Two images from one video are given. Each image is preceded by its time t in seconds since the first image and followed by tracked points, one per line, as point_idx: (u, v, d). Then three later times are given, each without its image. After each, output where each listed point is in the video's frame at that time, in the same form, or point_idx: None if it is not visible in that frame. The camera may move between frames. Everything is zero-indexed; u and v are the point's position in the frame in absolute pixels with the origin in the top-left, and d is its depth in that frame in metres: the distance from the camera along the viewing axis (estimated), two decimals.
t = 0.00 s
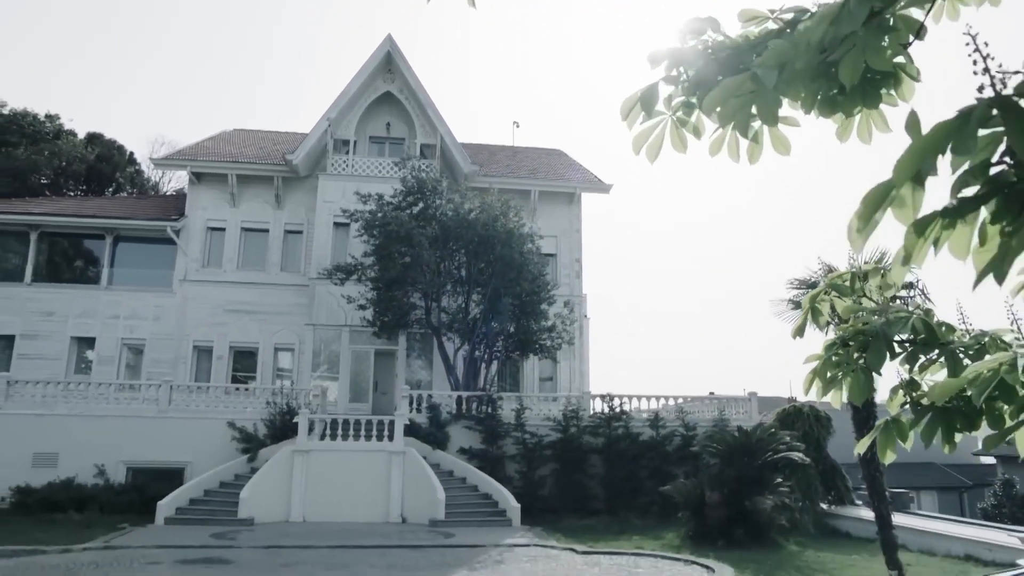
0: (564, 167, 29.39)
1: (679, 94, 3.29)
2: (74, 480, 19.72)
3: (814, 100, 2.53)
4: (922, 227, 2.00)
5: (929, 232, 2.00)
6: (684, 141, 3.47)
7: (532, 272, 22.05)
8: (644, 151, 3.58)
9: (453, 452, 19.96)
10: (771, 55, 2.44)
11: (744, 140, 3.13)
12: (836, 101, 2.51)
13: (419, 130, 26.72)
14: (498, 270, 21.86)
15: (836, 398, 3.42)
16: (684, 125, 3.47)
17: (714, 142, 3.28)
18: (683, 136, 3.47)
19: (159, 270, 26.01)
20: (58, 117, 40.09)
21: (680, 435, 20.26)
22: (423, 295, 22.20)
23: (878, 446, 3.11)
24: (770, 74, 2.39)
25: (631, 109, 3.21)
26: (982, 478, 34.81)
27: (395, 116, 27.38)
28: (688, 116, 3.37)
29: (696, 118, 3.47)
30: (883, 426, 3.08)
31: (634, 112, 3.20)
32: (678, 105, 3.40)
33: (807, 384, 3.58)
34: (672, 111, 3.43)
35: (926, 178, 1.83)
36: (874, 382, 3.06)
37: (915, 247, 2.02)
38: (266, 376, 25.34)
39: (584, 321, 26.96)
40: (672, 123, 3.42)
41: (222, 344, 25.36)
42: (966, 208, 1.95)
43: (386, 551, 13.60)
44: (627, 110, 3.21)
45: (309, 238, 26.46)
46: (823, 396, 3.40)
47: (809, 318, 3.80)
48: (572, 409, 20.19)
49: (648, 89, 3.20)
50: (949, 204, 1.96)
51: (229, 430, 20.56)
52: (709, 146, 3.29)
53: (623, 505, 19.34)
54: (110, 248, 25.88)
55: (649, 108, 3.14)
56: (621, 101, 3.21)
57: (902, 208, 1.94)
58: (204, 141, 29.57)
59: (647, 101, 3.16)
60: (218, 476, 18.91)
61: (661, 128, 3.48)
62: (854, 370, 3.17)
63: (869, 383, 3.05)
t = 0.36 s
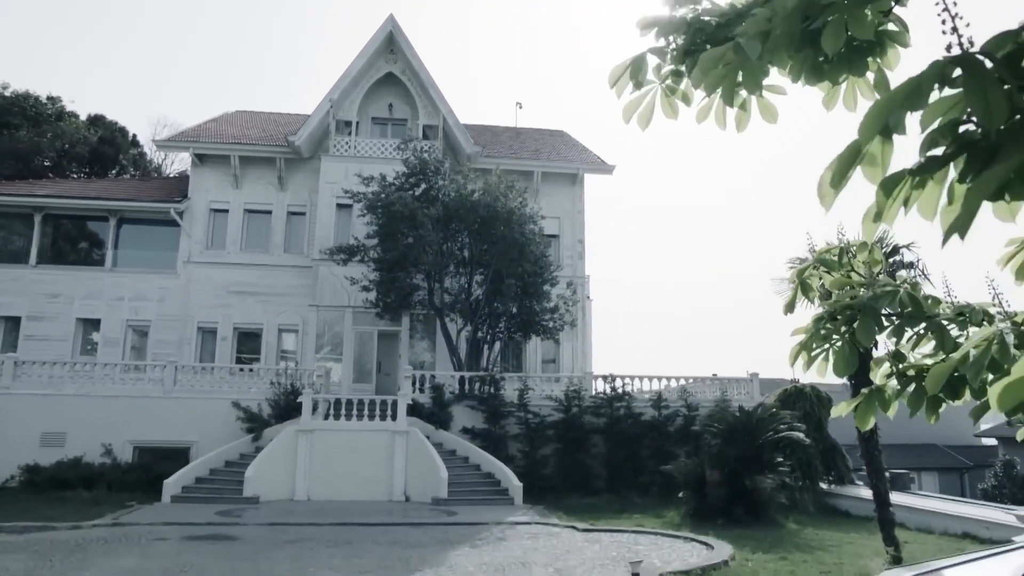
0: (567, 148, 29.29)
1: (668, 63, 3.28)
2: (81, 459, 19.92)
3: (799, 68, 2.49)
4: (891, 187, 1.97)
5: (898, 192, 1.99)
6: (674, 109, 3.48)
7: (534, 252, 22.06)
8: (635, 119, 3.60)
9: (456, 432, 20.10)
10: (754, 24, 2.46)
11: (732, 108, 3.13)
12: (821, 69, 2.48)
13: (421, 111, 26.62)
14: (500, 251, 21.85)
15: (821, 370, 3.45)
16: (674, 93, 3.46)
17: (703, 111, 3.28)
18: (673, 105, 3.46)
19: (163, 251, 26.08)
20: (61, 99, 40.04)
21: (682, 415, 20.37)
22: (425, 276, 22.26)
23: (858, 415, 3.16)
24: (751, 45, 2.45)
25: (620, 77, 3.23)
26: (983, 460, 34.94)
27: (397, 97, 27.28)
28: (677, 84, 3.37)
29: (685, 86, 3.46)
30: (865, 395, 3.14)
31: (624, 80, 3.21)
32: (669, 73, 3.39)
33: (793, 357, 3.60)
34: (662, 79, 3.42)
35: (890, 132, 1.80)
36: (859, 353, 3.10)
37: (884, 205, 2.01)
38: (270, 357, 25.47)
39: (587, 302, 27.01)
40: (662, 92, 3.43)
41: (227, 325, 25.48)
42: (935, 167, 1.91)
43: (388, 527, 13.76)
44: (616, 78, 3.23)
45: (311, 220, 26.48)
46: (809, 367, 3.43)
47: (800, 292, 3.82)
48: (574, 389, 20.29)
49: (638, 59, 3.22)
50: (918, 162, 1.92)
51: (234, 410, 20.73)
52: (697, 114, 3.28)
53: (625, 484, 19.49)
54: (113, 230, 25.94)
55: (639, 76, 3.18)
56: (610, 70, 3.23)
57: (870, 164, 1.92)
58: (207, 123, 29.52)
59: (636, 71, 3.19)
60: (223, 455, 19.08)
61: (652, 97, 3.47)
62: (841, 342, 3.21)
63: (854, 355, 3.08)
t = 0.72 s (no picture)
0: (569, 128, 29.17)
1: (654, 31, 3.26)
2: (87, 439, 20.11)
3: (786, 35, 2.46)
4: (868, 154, 2.02)
5: (874, 157, 2.02)
6: (661, 78, 3.46)
7: (535, 232, 22.07)
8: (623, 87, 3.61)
9: (458, 412, 20.24)
10: None
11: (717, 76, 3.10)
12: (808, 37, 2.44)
13: (422, 91, 26.50)
14: (501, 231, 21.84)
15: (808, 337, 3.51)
16: (662, 61, 3.43)
17: (690, 81, 3.27)
18: (660, 73, 3.44)
19: (165, 233, 26.13)
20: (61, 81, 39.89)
21: (683, 395, 20.49)
22: (427, 256, 22.31)
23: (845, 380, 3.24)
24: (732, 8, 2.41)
25: (607, 46, 3.23)
26: (984, 440, 35.09)
27: (398, 77, 27.15)
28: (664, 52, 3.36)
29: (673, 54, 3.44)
30: (852, 361, 3.20)
31: (610, 48, 3.21)
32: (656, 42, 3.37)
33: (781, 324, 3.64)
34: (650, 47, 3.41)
35: (864, 98, 1.83)
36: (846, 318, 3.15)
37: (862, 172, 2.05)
38: (273, 338, 25.57)
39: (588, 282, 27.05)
40: (649, 60, 3.42)
41: (229, 306, 25.58)
42: (910, 132, 1.95)
43: (390, 505, 13.92)
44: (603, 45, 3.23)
45: (313, 201, 26.47)
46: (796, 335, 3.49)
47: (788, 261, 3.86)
48: (575, 369, 20.38)
49: (625, 28, 3.20)
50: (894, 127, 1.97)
51: (236, 391, 20.88)
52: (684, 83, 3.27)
53: (626, 463, 19.63)
54: (115, 212, 25.96)
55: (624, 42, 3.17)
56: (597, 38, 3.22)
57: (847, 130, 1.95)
58: (207, 104, 29.44)
59: (622, 39, 3.19)
60: (226, 435, 19.25)
61: (639, 65, 3.47)
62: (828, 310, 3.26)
63: (841, 322, 3.13)
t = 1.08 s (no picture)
0: (570, 109, 29.07)
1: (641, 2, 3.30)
2: (91, 418, 20.28)
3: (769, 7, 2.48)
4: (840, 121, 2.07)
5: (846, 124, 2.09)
6: (648, 50, 3.51)
7: (535, 213, 22.07)
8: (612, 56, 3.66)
9: (459, 391, 20.37)
10: None
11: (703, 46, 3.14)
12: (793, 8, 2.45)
13: (423, 71, 26.37)
14: (502, 212, 21.82)
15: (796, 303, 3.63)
16: (648, 34, 3.48)
17: (678, 51, 3.31)
18: (648, 45, 3.49)
19: (166, 214, 26.15)
20: (59, 62, 39.63)
21: (683, 375, 20.60)
22: (428, 237, 22.35)
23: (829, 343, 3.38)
24: None
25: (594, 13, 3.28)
26: (983, 421, 35.26)
27: (398, 57, 26.99)
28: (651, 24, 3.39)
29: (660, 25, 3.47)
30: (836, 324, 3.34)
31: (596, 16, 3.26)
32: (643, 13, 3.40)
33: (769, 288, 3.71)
34: (636, 18, 3.44)
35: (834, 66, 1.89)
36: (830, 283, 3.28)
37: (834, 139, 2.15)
38: (275, 319, 25.69)
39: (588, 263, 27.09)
40: (637, 32, 3.45)
41: (231, 288, 25.66)
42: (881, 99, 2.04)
43: (392, 482, 14.08)
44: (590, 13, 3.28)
45: (314, 182, 26.47)
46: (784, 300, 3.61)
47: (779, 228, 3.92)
48: (575, 349, 20.48)
49: None
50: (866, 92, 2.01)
51: (239, 370, 21.03)
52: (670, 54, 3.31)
53: (626, 442, 19.79)
54: (116, 193, 25.97)
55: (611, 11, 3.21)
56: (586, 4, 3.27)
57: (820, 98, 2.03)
58: (207, 85, 29.33)
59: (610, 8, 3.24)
60: (230, 414, 19.41)
61: (627, 35, 3.52)
62: (813, 274, 3.32)
63: (826, 286, 3.23)
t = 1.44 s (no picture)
0: (572, 89, 28.94)
1: None
2: (95, 398, 20.44)
3: None
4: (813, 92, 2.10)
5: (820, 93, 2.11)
6: (638, 26, 3.51)
7: (535, 193, 22.06)
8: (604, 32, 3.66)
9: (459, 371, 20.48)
10: None
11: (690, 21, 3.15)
12: None
13: (423, 51, 26.23)
14: (503, 193, 21.80)
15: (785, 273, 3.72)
16: (637, 9, 3.48)
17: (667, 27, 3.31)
18: (638, 21, 3.49)
19: (167, 196, 26.16)
20: (58, 43, 39.39)
21: (683, 356, 20.70)
22: (429, 218, 22.35)
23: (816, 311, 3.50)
24: None
25: None
26: (983, 403, 35.38)
27: (399, 37, 26.83)
28: None
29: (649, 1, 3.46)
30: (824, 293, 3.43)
31: None
32: None
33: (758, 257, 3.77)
34: None
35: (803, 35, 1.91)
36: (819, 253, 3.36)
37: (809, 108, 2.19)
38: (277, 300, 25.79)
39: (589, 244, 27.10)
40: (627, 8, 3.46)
41: (233, 269, 25.73)
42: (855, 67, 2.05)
43: (393, 461, 14.21)
44: None
45: (315, 163, 26.44)
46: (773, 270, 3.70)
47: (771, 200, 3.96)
48: (575, 330, 20.56)
49: None
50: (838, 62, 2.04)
51: (241, 351, 21.16)
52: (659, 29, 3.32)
53: (626, 423, 19.91)
54: (118, 175, 25.95)
55: None
56: None
57: (794, 69, 2.07)
58: (207, 66, 29.21)
59: None
60: (232, 394, 19.56)
61: (617, 12, 3.52)
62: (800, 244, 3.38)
63: (813, 255, 3.30)
